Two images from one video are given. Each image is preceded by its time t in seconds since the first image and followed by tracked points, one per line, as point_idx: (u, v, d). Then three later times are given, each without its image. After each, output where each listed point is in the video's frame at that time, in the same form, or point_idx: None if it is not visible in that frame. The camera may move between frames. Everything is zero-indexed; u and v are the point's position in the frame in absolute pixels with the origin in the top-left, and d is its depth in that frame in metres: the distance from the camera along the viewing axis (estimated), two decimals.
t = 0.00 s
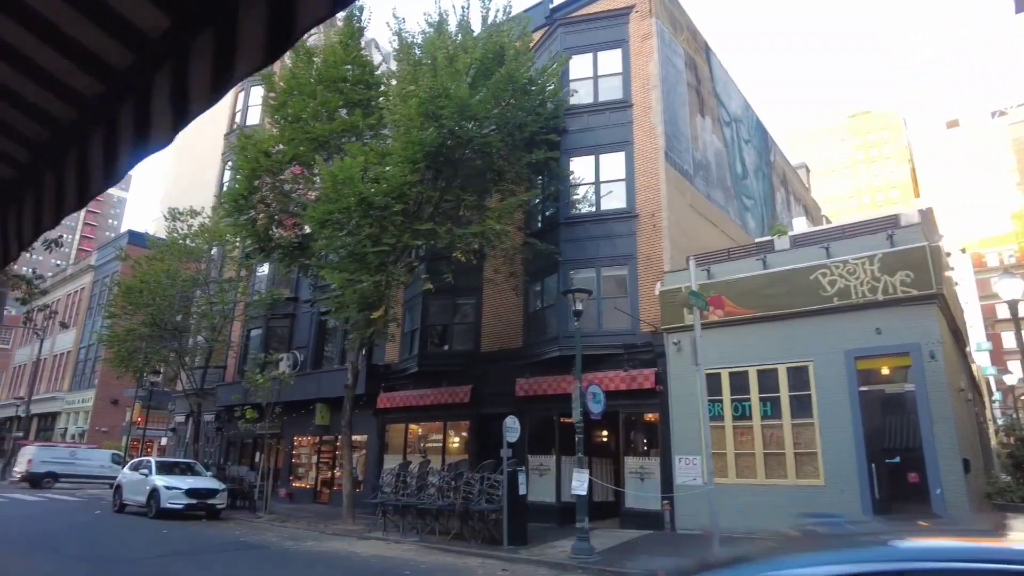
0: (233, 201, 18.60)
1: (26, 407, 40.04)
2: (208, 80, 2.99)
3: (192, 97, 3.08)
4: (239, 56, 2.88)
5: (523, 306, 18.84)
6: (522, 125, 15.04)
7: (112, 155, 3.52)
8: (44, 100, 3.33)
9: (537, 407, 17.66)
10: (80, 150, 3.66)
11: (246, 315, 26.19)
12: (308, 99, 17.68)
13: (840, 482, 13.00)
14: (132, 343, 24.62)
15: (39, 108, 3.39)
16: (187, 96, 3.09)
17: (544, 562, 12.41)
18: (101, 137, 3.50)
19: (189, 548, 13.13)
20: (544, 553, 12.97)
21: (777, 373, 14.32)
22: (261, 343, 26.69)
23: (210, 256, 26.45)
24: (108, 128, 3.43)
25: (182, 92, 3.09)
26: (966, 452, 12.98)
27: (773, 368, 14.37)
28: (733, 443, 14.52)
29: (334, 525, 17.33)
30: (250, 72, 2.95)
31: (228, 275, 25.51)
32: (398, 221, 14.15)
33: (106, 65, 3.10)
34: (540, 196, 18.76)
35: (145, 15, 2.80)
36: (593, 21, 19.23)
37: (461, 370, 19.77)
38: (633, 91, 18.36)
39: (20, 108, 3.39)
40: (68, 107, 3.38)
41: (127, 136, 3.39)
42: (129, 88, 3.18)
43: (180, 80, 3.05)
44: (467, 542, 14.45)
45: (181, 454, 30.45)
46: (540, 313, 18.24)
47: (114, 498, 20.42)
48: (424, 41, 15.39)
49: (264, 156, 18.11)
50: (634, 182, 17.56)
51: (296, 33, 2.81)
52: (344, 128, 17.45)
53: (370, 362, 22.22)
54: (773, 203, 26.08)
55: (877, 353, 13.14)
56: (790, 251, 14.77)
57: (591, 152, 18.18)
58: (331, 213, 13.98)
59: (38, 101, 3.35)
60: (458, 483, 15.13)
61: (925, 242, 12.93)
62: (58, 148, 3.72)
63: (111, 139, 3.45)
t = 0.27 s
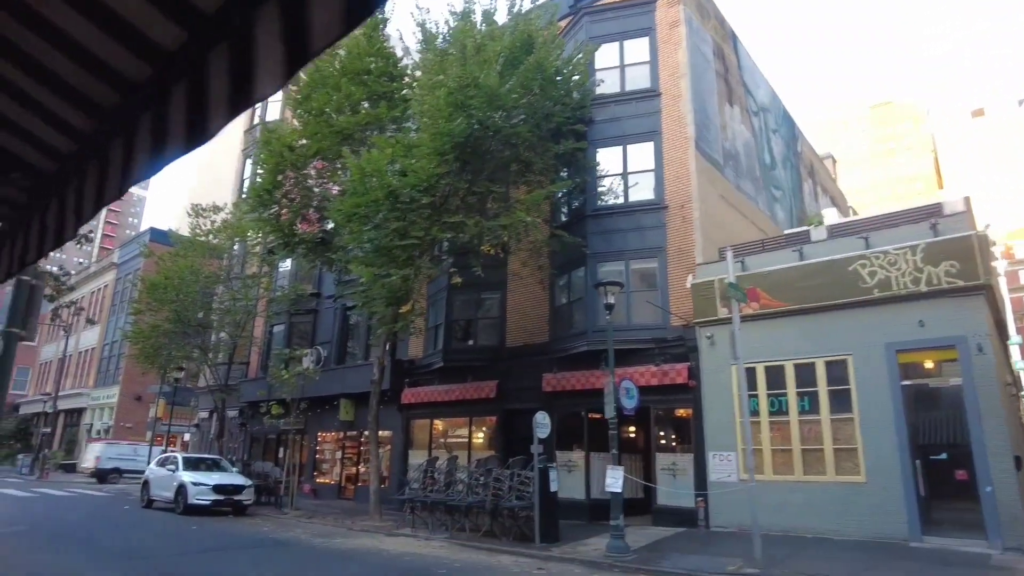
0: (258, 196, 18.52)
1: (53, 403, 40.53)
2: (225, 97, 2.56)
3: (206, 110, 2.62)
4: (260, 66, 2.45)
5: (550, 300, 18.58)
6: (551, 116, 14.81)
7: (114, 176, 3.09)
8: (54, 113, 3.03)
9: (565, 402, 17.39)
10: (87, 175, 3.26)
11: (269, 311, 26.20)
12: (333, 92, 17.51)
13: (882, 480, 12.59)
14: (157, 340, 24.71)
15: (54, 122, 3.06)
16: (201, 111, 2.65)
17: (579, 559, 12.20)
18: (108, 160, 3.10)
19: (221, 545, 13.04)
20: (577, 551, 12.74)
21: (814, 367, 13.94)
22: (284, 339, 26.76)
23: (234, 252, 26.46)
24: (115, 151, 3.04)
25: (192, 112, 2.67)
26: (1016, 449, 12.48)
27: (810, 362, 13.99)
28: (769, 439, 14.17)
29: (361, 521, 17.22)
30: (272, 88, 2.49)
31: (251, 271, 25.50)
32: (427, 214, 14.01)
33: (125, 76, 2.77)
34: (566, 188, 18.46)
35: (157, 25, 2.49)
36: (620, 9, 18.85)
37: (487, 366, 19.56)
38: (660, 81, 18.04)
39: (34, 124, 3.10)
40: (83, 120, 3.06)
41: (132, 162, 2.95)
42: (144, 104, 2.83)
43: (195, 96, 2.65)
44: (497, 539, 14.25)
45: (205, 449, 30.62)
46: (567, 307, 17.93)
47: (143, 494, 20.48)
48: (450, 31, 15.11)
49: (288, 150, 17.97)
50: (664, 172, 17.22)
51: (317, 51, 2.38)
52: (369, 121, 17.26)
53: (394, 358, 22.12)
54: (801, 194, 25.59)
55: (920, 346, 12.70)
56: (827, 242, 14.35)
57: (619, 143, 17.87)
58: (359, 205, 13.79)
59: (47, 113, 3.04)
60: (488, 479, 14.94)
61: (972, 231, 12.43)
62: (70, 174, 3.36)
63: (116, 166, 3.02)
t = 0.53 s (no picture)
0: (281, 192, 18.46)
1: (77, 400, 40.97)
2: (283, 87, 2.42)
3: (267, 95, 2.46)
4: (319, 52, 2.27)
5: (574, 295, 18.37)
6: (578, 108, 14.60)
7: (167, 167, 3.01)
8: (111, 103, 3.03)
9: (591, 399, 17.16)
10: (138, 162, 3.24)
11: (291, 308, 26.23)
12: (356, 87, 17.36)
13: (922, 478, 12.24)
14: (180, 337, 24.79)
15: (114, 108, 3.04)
16: (255, 102, 2.54)
17: (611, 558, 12.00)
18: (161, 150, 3.06)
19: (249, 543, 12.98)
20: (608, 550, 12.53)
21: (849, 363, 13.60)
22: (306, 336, 27.05)
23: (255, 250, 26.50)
24: (171, 141, 3.00)
25: (248, 103, 2.58)
26: None
27: (846, 358, 13.64)
28: (803, 437, 13.86)
29: (386, 518, 17.13)
30: (330, 74, 2.27)
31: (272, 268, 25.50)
32: (454, 208, 13.85)
33: (188, 67, 2.74)
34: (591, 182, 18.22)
35: (215, 13, 2.46)
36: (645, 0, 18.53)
37: (510, 362, 19.40)
38: (687, 72, 17.77)
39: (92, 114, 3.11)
40: (141, 112, 3.05)
41: (184, 155, 2.89)
42: (204, 96, 2.80)
43: (253, 78, 2.57)
44: (526, 538, 14.07)
45: (228, 446, 30.76)
46: (592, 303, 17.71)
47: (168, 491, 20.56)
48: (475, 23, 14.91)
49: (311, 146, 17.87)
50: (691, 165, 16.96)
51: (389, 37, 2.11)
52: (393, 116, 17.11)
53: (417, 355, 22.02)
54: (828, 187, 25.17)
55: (962, 342, 12.31)
56: (863, 234, 13.97)
57: (646, 136, 17.62)
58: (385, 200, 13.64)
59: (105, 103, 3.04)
60: (517, 477, 14.76)
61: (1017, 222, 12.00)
62: (120, 163, 3.35)
63: (168, 157, 2.98)
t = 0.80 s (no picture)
0: (297, 191, 18.37)
1: (91, 400, 41.12)
2: (399, 56, 2.41)
3: (376, 69, 2.46)
4: (377, 65, 2.45)
5: (592, 294, 18.19)
6: (597, 105, 14.41)
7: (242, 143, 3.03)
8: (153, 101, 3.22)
9: (610, 400, 16.95)
10: (208, 142, 3.28)
11: (304, 308, 26.17)
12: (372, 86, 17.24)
13: (953, 481, 11.95)
14: (194, 337, 24.77)
15: (158, 108, 3.25)
16: (356, 75, 2.52)
17: (634, 562, 11.81)
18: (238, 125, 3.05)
19: (268, 545, 12.86)
20: (631, 553, 12.33)
21: (876, 363, 13.32)
22: (320, 336, 27.00)
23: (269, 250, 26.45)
24: (213, 140, 3.23)
25: (293, 110, 2.77)
26: None
27: (872, 358, 13.36)
28: (828, 438, 13.62)
29: (403, 519, 17.00)
30: (389, 84, 2.48)
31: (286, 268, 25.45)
32: (474, 207, 13.71)
33: (226, 69, 2.91)
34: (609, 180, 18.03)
35: (255, 16, 2.57)
36: None
37: (527, 362, 19.23)
38: (707, 68, 17.55)
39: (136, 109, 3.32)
40: (181, 109, 3.24)
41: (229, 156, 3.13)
42: (243, 98, 2.99)
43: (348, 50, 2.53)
44: (546, 540, 13.88)
45: (241, 447, 30.76)
46: (611, 302, 17.51)
47: (183, 491, 20.51)
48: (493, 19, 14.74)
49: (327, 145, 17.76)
50: (712, 162, 16.80)
51: (457, 43, 2.29)
52: (410, 114, 16.96)
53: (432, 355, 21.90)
54: (847, 184, 24.86)
55: (994, 341, 12.01)
56: (890, 231, 13.69)
57: (665, 133, 17.46)
58: (404, 198, 13.49)
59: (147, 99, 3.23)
60: (537, 478, 14.56)
61: None
62: (164, 158, 3.60)
63: (212, 158, 3.21)
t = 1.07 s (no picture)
0: (306, 187, 18.15)
1: (96, 399, 41.00)
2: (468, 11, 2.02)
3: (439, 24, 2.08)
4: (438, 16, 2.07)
5: (605, 290, 17.97)
6: (613, 97, 14.16)
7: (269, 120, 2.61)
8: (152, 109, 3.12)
9: (624, 397, 16.72)
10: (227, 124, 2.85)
11: (312, 305, 25.98)
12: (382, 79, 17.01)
13: (979, 478, 11.70)
14: (201, 335, 24.56)
15: (172, 88, 2.93)
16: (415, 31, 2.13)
17: (654, 561, 11.58)
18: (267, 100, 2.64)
19: (280, 544, 12.64)
20: (650, 553, 12.12)
21: (899, 358, 13.07)
22: (327, 334, 26.82)
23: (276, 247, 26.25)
24: (200, 150, 3.00)
25: (282, 111, 2.56)
26: None
27: (894, 353, 13.13)
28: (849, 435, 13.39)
29: (414, 518, 16.81)
30: (451, 45, 2.08)
31: (294, 265, 25.26)
32: (488, 200, 13.48)
33: (222, 76, 2.79)
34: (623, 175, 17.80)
35: (250, 24, 2.51)
36: None
37: (538, 359, 19.02)
38: (722, 61, 17.31)
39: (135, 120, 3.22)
40: (177, 118, 3.11)
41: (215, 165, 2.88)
42: (233, 101, 2.79)
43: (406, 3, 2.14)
44: (561, 539, 13.66)
45: (248, 445, 30.59)
46: (624, 298, 17.29)
47: (191, 490, 20.30)
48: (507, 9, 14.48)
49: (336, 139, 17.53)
50: (727, 155, 16.56)
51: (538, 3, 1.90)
52: (421, 106, 16.68)
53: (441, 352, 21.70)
54: (859, 179, 24.61)
55: (1021, 335, 11.76)
56: (912, 224, 13.43)
57: (679, 126, 17.25)
58: (417, 191, 13.23)
59: (147, 109, 3.14)
60: (551, 476, 14.35)
61: None
62: (174, 154, 3.22)
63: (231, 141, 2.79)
